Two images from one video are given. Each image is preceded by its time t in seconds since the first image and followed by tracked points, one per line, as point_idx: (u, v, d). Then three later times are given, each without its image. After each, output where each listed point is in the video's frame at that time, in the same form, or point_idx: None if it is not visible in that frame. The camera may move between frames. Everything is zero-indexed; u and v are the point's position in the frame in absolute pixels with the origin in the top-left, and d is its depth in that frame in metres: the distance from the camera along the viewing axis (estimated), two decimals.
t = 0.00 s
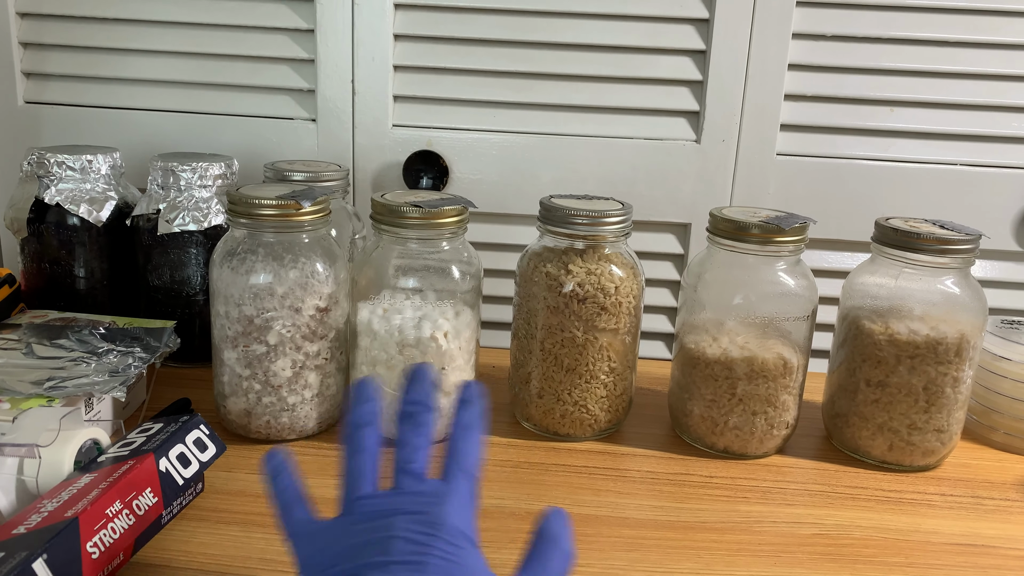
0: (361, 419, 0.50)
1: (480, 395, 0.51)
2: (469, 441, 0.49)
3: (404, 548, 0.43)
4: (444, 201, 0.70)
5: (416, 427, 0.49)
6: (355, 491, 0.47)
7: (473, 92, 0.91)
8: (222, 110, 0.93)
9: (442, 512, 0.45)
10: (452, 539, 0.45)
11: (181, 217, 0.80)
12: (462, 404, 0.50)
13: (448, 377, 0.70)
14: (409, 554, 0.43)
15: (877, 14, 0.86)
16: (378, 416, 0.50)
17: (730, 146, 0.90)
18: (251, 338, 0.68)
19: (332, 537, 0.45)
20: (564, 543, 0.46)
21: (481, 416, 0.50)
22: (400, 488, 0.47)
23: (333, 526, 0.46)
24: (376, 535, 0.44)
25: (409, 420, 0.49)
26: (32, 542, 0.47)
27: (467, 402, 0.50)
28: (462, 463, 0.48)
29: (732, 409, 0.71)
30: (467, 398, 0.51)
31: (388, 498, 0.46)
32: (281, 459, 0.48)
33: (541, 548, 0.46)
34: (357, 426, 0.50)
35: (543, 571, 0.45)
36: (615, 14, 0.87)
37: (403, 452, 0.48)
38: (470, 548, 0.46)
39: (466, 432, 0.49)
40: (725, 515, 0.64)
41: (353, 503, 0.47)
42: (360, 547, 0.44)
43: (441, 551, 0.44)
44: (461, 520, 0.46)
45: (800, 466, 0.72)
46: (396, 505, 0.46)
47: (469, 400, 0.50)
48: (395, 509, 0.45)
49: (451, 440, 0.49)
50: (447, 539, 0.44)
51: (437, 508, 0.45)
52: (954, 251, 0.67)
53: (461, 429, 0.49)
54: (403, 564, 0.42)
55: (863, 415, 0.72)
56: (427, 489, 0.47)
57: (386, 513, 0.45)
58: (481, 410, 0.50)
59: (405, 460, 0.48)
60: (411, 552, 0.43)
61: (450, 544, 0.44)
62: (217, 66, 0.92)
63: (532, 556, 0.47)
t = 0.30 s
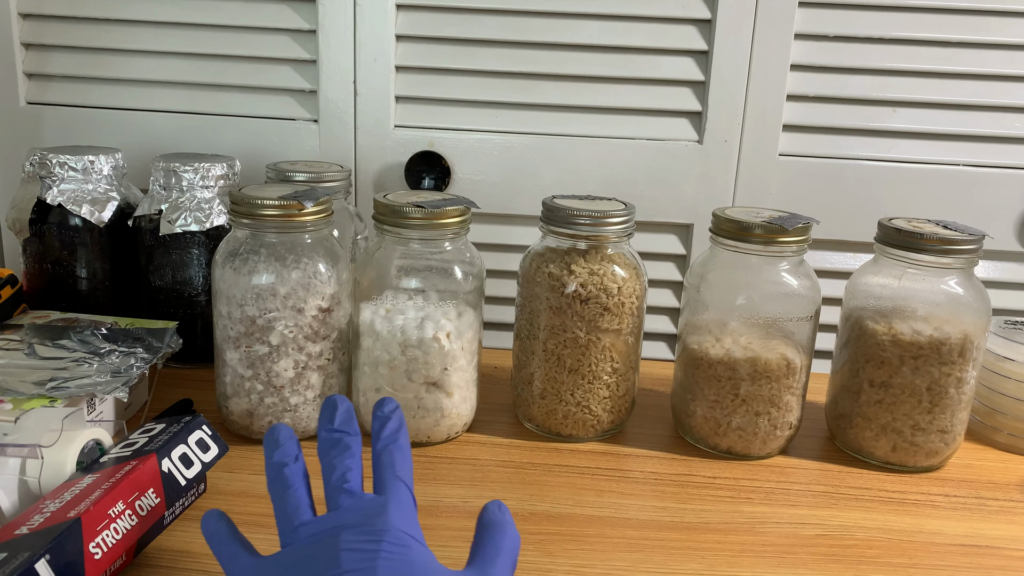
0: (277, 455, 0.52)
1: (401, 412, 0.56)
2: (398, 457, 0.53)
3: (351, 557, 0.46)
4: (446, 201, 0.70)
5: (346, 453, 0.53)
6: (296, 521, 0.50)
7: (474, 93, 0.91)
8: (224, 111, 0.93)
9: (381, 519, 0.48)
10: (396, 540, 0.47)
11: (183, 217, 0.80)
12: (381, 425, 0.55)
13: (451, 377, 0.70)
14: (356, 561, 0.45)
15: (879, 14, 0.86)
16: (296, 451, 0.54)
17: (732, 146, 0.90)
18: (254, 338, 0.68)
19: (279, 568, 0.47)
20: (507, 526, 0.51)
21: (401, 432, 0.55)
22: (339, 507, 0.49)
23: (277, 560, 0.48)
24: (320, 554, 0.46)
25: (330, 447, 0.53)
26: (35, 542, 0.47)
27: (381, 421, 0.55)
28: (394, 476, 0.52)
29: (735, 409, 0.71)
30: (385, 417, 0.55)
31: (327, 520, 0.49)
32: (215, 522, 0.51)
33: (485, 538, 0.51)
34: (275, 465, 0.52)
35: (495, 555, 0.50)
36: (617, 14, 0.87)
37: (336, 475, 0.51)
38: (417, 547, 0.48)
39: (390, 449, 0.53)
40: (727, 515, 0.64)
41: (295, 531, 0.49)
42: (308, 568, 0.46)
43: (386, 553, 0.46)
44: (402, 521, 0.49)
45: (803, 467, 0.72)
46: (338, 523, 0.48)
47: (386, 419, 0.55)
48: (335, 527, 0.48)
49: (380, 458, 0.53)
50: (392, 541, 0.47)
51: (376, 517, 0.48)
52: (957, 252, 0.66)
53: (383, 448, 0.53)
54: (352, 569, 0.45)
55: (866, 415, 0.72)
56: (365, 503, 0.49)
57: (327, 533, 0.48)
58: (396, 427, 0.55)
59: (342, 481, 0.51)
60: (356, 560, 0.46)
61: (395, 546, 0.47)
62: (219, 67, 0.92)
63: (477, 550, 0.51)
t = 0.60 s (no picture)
0: (302, 416, 0.53)
1: (427, 376, 0.56)
2: (419, 430, 0.54)
3: (368, 541, 0.47)
4: (445, 203, 0.70)
5: (368, 423, 0.53)
6: (316, 492, 0.51)
7: (474, 95, 0.91)
8: (224, 112, 0.93)
9: (399, 504, 0.49)
10: (413, 527, 0.48)
11: (184, 219, 0.80)
12: (405, 391, 0.55)
13: (451, 378, 0.70)
14: (374, 546, 0.47)
15: (878, 15, 0.86)
16: (318, 413, 0.54)
17: (731, 147, 0.90)
18: (254, 339, 0.68)
19: (296, 545, 0.48)
20: (524, 514, 0.53)
21: (424, 403, 0.55)
22: (359, 484, 0.50)
23: (296, 533, 0.49)
24: (339, 535, 0.47)
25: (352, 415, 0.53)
26: (36, 543, 0.47)
27: (406, 391, 0.55)
28: (415, 453, 0.52)
29: (734, 410, 0.71)
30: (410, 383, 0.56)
31: (347, 497, 0.50)
32: (238, 478, 0.53)
33: (501, 527, 0.52)
34: (298, 427, 0.53)
35: (510, 547, 0.51)
36: (616, 16, 0.87)
37: (356, 446, 0.52)
38: (434, 530, 0.49)
39: (412, 424, 0.53)
40: (726, 516, 0.64)
41: (315, 504, 0.50)
42: (325, 547, 0.47)
43: (403, 541, 0.47)
44: (421, 507, 0.50)
45: (802, 468, 0.72)
46: (356, 503, 0.49)
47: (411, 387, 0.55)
48: (353, 508, 0.49)
49: (402, 431, 0.53)
50: (410, 528, 0.48)
51: (395, 501, 0.49)
52: (955, 253, 0.67)
53: (405, 421, 0.54)
54: (368, 553, 0.46)
55: (865, 416, 0.72)
56: (384, 483, 0.50)
57: (347, 512, 0.49)
58: (420, 397, 0.55)
59: (362, 455, 0.51)
60: (373, 545, 0.47)
61: (412, 533, 0.48)
62: (219, 69, 0.92)
63: (490, 538, 0.52)
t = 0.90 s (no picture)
0: (299, 476, 0.55)
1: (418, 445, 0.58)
2: (413, 482, 0.55)
3: (364, 565, 0.46)
4: (441, 203, 0.70)
5: (364, 477, 0.54)
6: (312, 536, 0.51)
7: (470, 95, 0.91)
8: (219, 113, 0.93)
9: (395, 533, 0.49)
10: (408, 555, 0.48)
11: (180, 220, 0.80)
12: (400, 451, 0.58)
13: (448, 379, 0.70)
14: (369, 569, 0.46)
15: (874, 14, 0.86)
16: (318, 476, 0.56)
17: (727, 147, 0.90)
18: (250, 341, 0.68)
19: None
20: (517, 556, 0.51)
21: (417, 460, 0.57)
22: (355, 523, 0.51)
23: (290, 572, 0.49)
24: (334, 563, 0.47)
25: (351, 473, 0.55)
26: (33, 546, 0.47)
27: (400, 449, 0.58)
28: (410, 499, 0.53)
29: (731, 409, 0.71)
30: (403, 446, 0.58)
31: (343, 533, 0.50)
32: (235, 534, 0.53)
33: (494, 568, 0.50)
34: (297, 485, 0.54)
35: None
36: (612, 16, 0.87)
37: (354, 494, 0.53)
38: (429, 563, 0.49)
39: (408, 475, 0.55)
40: (723, 514, 0.64)
41: (311, 547, 0.50)
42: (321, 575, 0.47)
43: (400, 566, 0.47)
44: (416, 539, 0.50)
45: (799, 466, 0.73)
46: (354, 536, 0.49)
47: (405, 447, 0.58)
48: (350, 541, 0.49)
49: (397, 481, 0.55)
50: (406, 554, 0.48)
51: (392, 532, 0.49)
52: (951, 251, 0.67)
53: (400, 474, 0.55)
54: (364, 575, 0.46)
55: (862, 414, 0.72)
56: (380, 519, 0.51)
57: (343, 545, 0.49)
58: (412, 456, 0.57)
59: (358, 499, 0.52)
60: (368, 568, 0.46)
61: (407, 561, 0.48)
62: (214, 70, 0.92)
63: None
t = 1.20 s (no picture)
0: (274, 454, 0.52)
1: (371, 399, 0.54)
2: (381, 438, 0.51)
3: (353, 539, 0.46)
4: (416, 203, 0.70)
5: (330, 446, 0.51)
6: (294, 511, 0.49)
7: (447, 93, 0.90)
8: (194, 114, 0.92)
9: (377, 501, 0.48)
10: (395, 519, 0.47)
11: (153, 224, 0.79)
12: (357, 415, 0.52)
13: (425, 380, 0.70)
14: (359, 543, 0.46)
15: (850, 7, 0.86)
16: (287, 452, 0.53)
17: (706, 142, 0.90)
18: (224, 345, 0.67)
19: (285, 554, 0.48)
20: (506, 514, 0.55)
21: (376, 416, 0.52)
22: (331, 494, 0.48)
23: (283, 546, 0.48)
24: (323, 538, 0.47)
25: (316, 441, 0.51)
26: None
27: (361, 407, 0.53)
28: (384, 460, 0.50)
29: (711, 405, 0.71)
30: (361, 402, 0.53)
31: (324, 506, 0.48)
32: (223, 512, 0.52)
33: (488, 528, 0.54)
34: (269, 467, 0.52)
35: (498, 545, 0.52)
36: (588, 12, 0.87)
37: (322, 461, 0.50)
38: (419, 521, 0.49)
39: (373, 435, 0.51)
40: (704, 512, 0.64)
41: (295, 518, 0.49)
42: (313, 552, 0.46)
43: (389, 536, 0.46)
44: (401, 501, 0.48)
45: (780, 461, 0.72)
46: (334, 511, 0.48)
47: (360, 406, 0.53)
48: (332, 514, 0.48)
49: (364, 439, 0.51)
50: (392, 521, 0.47)
51: (372, 499, 0.48)
52: (928, 244, 0.67)
53: (362, 434, 0.51)
54: (354, 549, 0.46)
55: (841, 408, 0.72)
56: (356, 486, 0.48)
57: (326, 517, 0.48)
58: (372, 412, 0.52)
59: (329, 471, 0.49)
60: (357, 543, 0.46)
61: (395, 524, 0.47)
62: (188, 71, 0.91)
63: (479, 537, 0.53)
